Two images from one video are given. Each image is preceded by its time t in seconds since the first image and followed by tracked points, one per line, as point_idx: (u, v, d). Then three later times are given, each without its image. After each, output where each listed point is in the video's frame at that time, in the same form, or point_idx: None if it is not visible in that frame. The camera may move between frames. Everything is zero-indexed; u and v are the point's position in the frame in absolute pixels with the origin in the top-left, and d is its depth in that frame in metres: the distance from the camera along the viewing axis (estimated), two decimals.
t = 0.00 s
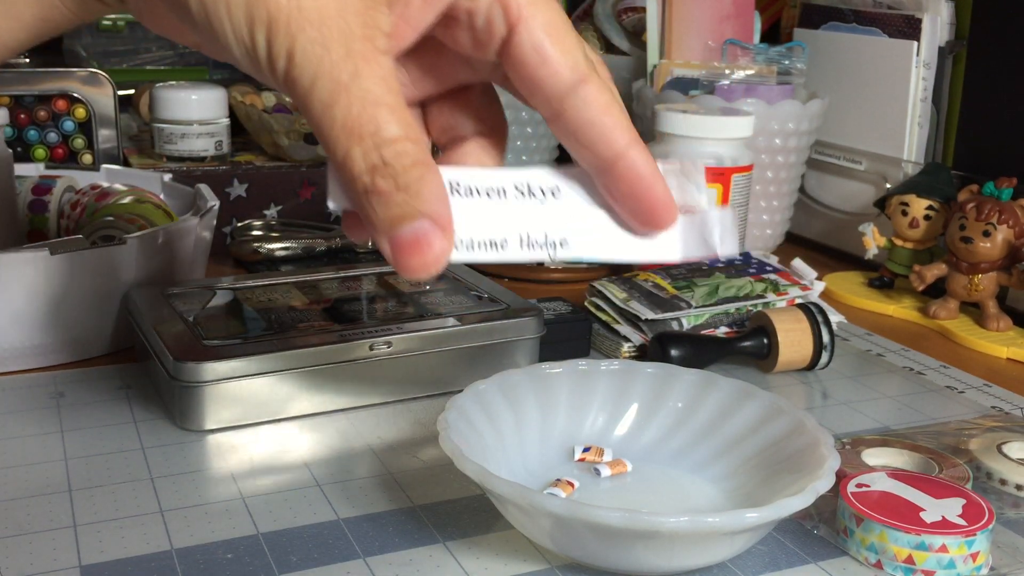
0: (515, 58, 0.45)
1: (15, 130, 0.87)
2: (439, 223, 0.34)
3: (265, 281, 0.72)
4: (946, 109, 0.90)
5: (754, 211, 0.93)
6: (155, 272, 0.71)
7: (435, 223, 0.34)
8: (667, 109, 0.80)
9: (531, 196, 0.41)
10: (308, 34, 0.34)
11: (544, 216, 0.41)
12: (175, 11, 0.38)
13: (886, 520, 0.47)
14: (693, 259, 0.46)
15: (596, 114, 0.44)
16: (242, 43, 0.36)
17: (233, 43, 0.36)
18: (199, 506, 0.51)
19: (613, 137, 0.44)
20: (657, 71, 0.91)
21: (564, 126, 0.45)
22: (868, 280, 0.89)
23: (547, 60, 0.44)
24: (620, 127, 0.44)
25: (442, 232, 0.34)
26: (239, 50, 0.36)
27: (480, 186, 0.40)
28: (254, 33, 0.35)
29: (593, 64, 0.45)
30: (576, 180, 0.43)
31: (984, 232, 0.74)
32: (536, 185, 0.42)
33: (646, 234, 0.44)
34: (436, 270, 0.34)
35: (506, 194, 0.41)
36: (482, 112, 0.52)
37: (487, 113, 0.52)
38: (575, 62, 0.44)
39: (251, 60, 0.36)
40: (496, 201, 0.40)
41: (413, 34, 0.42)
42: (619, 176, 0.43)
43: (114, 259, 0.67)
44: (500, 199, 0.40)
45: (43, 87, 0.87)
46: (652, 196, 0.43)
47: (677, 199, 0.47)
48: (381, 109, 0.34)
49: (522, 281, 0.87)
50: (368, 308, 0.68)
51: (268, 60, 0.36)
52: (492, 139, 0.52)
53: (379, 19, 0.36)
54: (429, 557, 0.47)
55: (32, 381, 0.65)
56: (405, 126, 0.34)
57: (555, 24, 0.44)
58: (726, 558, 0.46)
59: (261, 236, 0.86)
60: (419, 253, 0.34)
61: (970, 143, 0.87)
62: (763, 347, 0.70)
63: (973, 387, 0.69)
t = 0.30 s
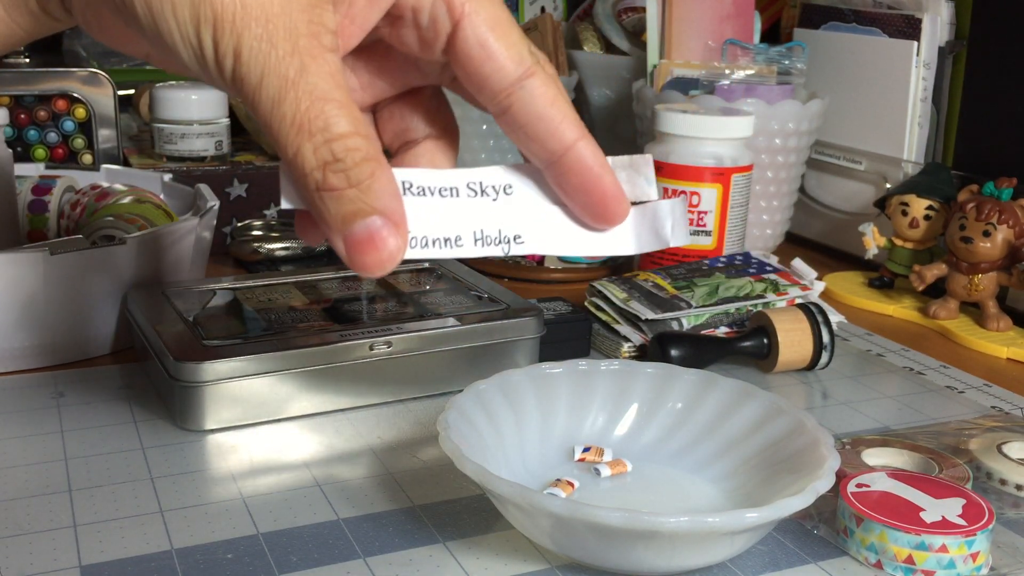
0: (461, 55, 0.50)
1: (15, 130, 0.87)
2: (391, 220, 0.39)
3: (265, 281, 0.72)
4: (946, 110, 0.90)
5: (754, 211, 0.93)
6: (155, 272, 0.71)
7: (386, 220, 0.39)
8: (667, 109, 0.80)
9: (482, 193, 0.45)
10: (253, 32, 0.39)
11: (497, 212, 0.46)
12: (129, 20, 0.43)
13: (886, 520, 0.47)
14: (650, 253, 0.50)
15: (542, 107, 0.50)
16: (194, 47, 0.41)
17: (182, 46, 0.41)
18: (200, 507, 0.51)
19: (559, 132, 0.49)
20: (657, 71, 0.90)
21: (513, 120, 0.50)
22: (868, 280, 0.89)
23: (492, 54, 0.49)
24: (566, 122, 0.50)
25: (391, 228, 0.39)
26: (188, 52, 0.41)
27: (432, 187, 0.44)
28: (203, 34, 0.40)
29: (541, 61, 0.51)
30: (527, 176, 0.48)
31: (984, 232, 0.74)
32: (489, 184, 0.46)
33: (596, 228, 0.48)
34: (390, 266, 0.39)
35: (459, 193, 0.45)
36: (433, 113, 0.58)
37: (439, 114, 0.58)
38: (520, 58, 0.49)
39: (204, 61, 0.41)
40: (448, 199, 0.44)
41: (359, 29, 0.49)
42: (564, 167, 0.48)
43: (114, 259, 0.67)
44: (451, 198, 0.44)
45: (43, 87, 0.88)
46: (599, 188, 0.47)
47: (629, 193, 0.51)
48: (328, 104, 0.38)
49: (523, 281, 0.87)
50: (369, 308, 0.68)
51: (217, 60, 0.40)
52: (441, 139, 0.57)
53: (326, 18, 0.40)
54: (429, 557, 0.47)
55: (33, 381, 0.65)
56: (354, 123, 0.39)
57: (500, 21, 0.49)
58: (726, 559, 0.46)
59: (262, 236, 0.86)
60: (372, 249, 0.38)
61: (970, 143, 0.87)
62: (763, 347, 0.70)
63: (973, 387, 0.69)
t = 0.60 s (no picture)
0: (469, 113, 0.46)
1: (15, 129, 0.87)
2: (401, 272, 0.36)
3: (265, 281, 0.72)
4: (946, 110, 0.90)
5: (754, 211, 0.93)
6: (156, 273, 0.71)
7: (397, 273, 0.35)
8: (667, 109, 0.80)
9: (489, 251, 0.44)
10: (268, 86, 0.36)
11: (504, 269, 0.44)
12: (142, 75, 0.39)
13: (886, 520, 0.47)
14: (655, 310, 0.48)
15: (551, 165, 0.46)
16: (208, 105, 0.37)
17: (197, 103, 0.37)
18: (200, 506, 0.51)
19: (567, 189, 0.46)
20: (657, 71, 0.90)
21: (519, 177, 0.47)
22: (868, 280, 0.89)
23: (500, 113, 0.46)
24: (574, 179, 0.47)
25: (402, 281, 0.36)
26: (202, 107, 0.37)
27: (440, 242, 0.42)
28: (218, 90, 0.36)
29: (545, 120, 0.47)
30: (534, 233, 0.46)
31: (984, 232, 0.74)
32: (493, 240, 0.44)
33: (600, 284, 0.47)
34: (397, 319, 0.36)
35: (465, 249, 0.43)
36: (441, 171, 0.55)
37: (446, 172, 0.55)
38: (527, 115, 0.46)
39: (216, 118, 0.37)
40: (456, 256, 0.43)
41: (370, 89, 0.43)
42: (571, 224, 0.46)
43: (114, 259, 0.67)
44: (458, 255, 0.43)
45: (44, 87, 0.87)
46: (605, 245, 0.45)
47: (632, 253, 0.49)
48: (342, 158, 0.36)
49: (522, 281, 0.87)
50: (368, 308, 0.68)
51: (230, 116, 0.37)
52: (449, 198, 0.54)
53: (337, 74, 0.37)
54: (429, 557, 0.47)
55: (33, 381, 0.65)
56: (366, 177, 0.36)
57: (505, 77, 0.46)
58: (726, 559, 0.46)
59: (262, 236, 0.86)
60: (378, 299, 0.35)
61: (970, 143, 0.87)
62: (763, 347, 0.70)
63: (973, 387, 0.69)
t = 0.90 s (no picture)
0: (507, 129, 0.48)
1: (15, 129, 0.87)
2: (433, 292, 0.37)
3: (264, 281, 0.72)
4: (945, 111, 0.90)
5: (754, 211, 0.93)
6: (156, 273, 0.71)
7: (428, 292, 0.37)
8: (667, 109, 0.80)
9: (523, 270, 0.44)
10: (301, 99, 0.36)
11: (538, 288, 0.45)
12: (174, 86, 0.40)
13: (886, 520, 0.47)
14: (692, 332, 0.48)
15: (588, 183, 0.48)
16: (239, 115, 0.38)
17: (227, 111, 0.38)
18: (199, 506, 0.51)
19: (606, 208, 0.48)
20: (657, 71, 0.90)
21: (557, 194, 0.48)
22: (868, 280, 0.89)
23: (538, 129, 0.47)
24: (612, 198, 0.48)
25: (433, 302, 0.37)
26: (233, 118, 0.38)
27: (473, 261, 0.43)
28: (250, 100, 0.37)
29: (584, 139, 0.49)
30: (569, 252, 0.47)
31: (984, 232, 0.74)
32: (527, 259, 0.45)
33: (636, 306, 0.47)
34: (429, 339, 0.37)
35: (498, 268, 0.44)
36: (472, 186, 0.56)
37: (478, 188, 0.56)
38: (566, 132, 0.47)
39: (247, 128, 0.38)
40: (488, 274, 0.44)
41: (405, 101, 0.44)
42: (609, 244, 0.47)
43: (113, 259, 0.67)
44: (491, 274, 0.44)
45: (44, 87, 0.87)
46: (643, 266, 0.46)
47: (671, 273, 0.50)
48: (374, 173, 0.36)
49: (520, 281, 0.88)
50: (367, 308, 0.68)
51: (262, 127, 0.38)
52: (479, 214, 0.55)
53: (372, 88, 0.38)
54: (429, 557, 0.47)
55: (33, 381, 0.65)
56: (400, 194, 0.36)
57: (545, 93, 0.47)
58: (726, 559, 0.46)
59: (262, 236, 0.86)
60: (410, 320, 0.37)
61: (970, 144, 0.87)
62: (763, 347, 0.70)
63: (973, 387, 0.69)
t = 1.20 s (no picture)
0: (467, 114, 0.48)
1: (15, 130, 0.87)
2: (390, 277, 0.37)
3: (263, 281, 0.72)
4: (946, 111, 0.90)
5: (754, 211, 0.93)
6: (156, 274, 0.71)
7: (386, 277, 0.37)
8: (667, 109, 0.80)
9: (484, 257, 0.44)
10: (256, 83, 0.37)
11: (500, 275, 0.45)
12: (129, 73, 0.40)
13: (887, 520, 0.47)
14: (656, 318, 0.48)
15: (549, 168, 0.48)
16: (194, 100, 0.38)
17: (181, 96, 0.38)
18: (199, 507, 0.51)
19: (567, 193, 0.48)
20: (657, 71, 0.90)
21: (517, 180, 0.48)
22: (868, 280, 0.89)
23: (497, 113, 0.47)
24: (573, 183, 0.48)
25: (391, 287, 0.37)
26: (187, 103, 0.39)
27: (434, 248, 0.43)
28: (204, 84, 0.37)
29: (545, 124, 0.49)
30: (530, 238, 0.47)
31: (984, 232, 0.74)
32: (490, 246, 0.45)
33: (599, 293, 0.47)
34: (388, 324, 0.38)
35: (460, 255, 0.44)
36: (434, 173, 0.56)
37: (440, 175, 0.56)
38: (526, 117, 0.48)
39: (202, 113, 0.39)
40: (449, 261, 0.44)
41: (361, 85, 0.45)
42: (571, 229, 0.47)
43: (113, 259, 0.67)
44: (452, 261, 0.44)
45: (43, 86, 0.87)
46: (605, 251, 0.46)
47: (635, 260, 0.49)
48: (330, 157, 0.36)
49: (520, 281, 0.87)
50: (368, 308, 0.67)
51: (217, 111, 0.38)
52: (442, 201, 0.56)
53: (329, 72, 0.38)
54: (429, 557, 0.47)
55: (34, 381, 0.65)
56: (357, 177, 0.37)
57: (505, 78, 0.48)
58: (726, 559, 0.46)
59: (262, 236, 0.86)
60: (368, 306, 0.37)
61: (970, 144, 0.87)
62: (763, 347, 0.70)
63: (973, 387, 0.69)
